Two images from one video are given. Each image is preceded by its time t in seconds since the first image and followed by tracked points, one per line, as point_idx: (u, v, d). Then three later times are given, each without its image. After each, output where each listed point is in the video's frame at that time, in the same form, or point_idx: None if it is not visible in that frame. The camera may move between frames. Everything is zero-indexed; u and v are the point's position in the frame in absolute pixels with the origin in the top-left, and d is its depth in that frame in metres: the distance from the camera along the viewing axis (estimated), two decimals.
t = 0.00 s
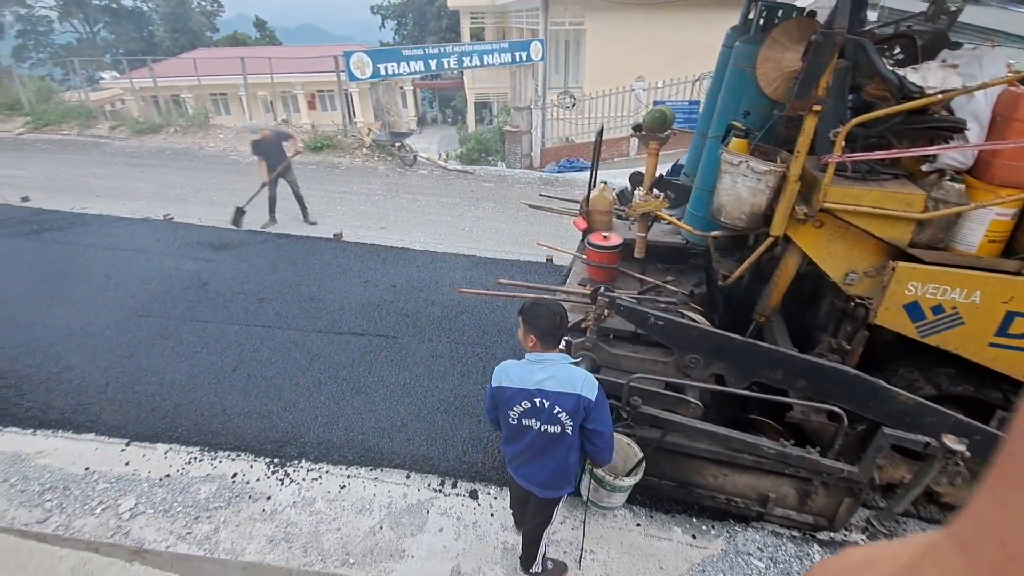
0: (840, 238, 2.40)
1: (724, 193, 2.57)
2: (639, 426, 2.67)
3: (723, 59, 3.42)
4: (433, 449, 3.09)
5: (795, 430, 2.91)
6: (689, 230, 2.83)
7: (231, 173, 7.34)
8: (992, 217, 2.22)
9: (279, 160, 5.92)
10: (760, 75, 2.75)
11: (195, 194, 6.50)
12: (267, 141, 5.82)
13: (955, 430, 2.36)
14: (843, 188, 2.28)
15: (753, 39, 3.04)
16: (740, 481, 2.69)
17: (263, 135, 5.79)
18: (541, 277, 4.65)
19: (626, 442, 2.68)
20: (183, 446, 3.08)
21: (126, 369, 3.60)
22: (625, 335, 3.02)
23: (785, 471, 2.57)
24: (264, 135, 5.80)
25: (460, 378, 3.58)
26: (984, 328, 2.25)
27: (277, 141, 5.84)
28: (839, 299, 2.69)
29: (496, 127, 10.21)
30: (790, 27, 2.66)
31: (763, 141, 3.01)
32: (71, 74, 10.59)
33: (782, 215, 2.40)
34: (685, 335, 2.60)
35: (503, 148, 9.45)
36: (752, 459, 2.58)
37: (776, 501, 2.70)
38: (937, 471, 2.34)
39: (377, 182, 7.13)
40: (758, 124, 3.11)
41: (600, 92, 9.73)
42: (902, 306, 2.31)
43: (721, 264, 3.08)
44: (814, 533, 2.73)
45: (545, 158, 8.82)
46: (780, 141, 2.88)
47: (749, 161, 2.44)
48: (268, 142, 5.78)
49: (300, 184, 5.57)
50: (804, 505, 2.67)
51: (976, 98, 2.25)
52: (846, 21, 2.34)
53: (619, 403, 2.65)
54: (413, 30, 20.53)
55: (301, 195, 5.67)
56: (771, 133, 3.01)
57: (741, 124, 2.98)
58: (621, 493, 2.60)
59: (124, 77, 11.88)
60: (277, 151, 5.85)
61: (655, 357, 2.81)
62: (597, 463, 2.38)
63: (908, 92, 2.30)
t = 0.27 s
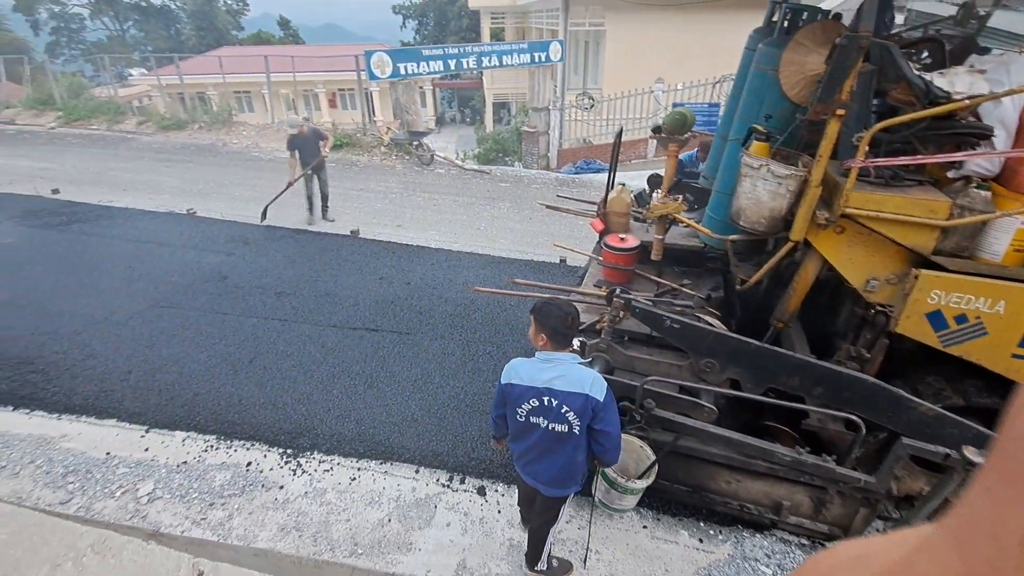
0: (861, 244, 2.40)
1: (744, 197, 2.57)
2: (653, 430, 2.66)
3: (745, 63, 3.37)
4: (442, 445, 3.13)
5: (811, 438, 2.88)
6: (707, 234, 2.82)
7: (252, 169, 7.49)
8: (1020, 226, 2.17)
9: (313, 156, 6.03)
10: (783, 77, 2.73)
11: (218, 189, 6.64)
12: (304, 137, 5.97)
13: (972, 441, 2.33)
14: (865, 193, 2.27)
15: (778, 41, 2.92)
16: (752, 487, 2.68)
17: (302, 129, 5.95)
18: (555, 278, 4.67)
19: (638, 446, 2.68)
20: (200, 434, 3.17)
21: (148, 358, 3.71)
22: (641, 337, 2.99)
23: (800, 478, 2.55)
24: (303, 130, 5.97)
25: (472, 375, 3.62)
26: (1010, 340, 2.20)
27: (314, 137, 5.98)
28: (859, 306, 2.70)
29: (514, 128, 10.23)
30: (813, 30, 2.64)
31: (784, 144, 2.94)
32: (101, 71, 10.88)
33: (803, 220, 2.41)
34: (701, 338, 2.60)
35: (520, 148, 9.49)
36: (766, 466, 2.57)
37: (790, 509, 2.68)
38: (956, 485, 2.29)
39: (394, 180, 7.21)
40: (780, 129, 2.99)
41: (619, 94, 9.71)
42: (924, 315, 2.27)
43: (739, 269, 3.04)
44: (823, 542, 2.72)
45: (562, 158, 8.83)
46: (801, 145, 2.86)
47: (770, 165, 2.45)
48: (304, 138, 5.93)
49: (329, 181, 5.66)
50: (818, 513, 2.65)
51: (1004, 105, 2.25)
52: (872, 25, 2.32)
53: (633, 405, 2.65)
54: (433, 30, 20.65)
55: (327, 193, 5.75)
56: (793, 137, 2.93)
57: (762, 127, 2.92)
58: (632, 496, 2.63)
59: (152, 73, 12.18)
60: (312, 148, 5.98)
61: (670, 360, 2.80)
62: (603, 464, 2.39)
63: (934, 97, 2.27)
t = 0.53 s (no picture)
0: (898, 255, 2.31)
1: (776, 204, 2.49)
2: (674, 438, 2.63)
3: (781, 67, 3.30)
4: (456, 442, 3.16)
5: (837, 451, 2.82)
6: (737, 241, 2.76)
7: (282, 165, 7.65)
8: None
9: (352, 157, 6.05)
10: (819, 82, 2.72)
11: (248, 184, 6.81)
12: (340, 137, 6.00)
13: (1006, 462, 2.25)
14: (904, 203, 2.20)
15: (816, 46, 2.84)
16: (775, 501, 2.68)
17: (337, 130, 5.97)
18: (576, 280, 4.66)
19: (658, 452, 2.65)
20: (224, 421, 3.26)
21: (178, 345, 3.83)
22: (664, 344, 2.92)
23: (825, 495, 2.50)
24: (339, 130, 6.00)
25: (489, 376, 3.63)
26: None
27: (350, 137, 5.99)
28: (893, 320, 2.63)
29: (541, 129, 10.22)
30: (856, 33, 2.56)
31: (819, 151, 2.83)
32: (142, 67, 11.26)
33: (837, 229, 2.33)
34: (727, 347, 2.52)
35: (546, 151, 9.49)
36: (790, 480, 2.52)
37: (813, 525, 2.63)
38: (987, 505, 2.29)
39: (420, 179, 7.29)
40: (815, 135, 2.90)
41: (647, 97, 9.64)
42: (962, 332, 2.19)
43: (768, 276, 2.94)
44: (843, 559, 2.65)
45: (588, 161, 8.80)
46: (837, 152, 2.78)
47: (804, 172, 2.36)
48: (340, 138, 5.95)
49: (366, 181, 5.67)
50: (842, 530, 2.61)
51: None
52: (915, 31, 2.26)
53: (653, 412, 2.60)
54: (463, 31, 20.77)
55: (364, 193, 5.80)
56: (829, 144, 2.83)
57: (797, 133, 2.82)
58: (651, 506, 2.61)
59: (190, 70, 12.54)
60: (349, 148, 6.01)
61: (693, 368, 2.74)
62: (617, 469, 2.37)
63: (980, 106, 2.20)
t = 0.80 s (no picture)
0: (954, 278, 2.20)
1: (824, 219, 2.38)
2: (704, 456, 2.56)
3: (834, 79, 3.18)
4: (477, 443, 3.17)
5: (875, 480, 2.72)
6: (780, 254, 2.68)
7: (322, 161, 7.84)
8: None
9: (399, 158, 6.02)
10: (878, 93, 2.56)
11: (289, 178, 7.00)
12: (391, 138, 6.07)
13: None
14: (965, 224, 2.09)
15: (874, 56, 2.72)
16: (809, 528, 2.55)
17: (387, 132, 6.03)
18: (606, 287, 4.62)
19: (687, 470, 2.54)
20: (254, 407, 3.36)
21: (215, 331, 3.97)
22: (698, 358, 2.89)
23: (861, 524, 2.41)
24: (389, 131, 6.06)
25: (513, 378, 3.63)
26: None
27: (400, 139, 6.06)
28: (944, 348, 2.46)
29: (578, 134, 10.19)
30: (920, 43, 2.41)
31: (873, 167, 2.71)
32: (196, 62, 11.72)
33: (890, 248, 2.23)
34: (764, 365, 2.45)
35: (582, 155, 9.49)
36: (825, 507, 2.44)
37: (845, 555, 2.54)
38: None
39: (454, 179, 7.36)
40: (871, 149, 2.79)
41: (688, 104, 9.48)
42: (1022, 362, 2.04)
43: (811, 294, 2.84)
44: None
45: (624, 167, 8.72)
46: (887, 168, 2.67)
47: (858, 187, 2.25)
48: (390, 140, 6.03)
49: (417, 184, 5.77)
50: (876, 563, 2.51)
51: None
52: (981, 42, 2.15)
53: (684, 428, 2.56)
54: (505, 33, 20.85)
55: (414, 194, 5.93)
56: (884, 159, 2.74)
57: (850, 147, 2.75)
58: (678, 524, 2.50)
59: (241, 66, 12.99)
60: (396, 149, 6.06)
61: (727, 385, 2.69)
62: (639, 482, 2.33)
63: None
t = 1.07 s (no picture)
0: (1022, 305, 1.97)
1: (880, 235, 2.22)
2: (740, 480, 2.41)
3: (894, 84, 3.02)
4: (499, 450, 3.15)
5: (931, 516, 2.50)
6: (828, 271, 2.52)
7: (358, 161, 7.98)
8: None
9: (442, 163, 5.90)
10: (943, 101, 2.30)
11: (325, 178, 7.15)
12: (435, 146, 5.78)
13: None
14: None
15: (941, 63, 2.53)
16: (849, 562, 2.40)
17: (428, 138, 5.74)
18: (636, 297, 4.53)
19: (720, 493, 2.43)
20: (282, 403, 3.41)
21: (248, 326, 4.06)
22: (737, 377, 2.74)
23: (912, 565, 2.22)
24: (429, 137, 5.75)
25: (537, 385, 3.60)
26: None
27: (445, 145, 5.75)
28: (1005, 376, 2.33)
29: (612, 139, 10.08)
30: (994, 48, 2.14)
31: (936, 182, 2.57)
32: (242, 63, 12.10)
33: (953, 268, 2.06)
34: (809, 388, 2.28)
35: (616, 161, 9.34)
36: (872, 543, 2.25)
37: None
38: None
39: (486, 182, 7.38)
40: (935, 162, 2.56)
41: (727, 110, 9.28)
42: None
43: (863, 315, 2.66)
44: None
45: (658, 173, 8.58)
46: (944, 182, 2.52)
47: (919, 203, 2.08)
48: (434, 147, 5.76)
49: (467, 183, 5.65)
50: None
51: None
52: None
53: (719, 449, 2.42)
54: (542, 37, 20.83)
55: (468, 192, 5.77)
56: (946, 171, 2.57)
57: (912, 158, 2.48)
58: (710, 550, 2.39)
59: (284, 68, 13.36)
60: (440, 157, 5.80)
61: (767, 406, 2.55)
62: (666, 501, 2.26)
63: None
